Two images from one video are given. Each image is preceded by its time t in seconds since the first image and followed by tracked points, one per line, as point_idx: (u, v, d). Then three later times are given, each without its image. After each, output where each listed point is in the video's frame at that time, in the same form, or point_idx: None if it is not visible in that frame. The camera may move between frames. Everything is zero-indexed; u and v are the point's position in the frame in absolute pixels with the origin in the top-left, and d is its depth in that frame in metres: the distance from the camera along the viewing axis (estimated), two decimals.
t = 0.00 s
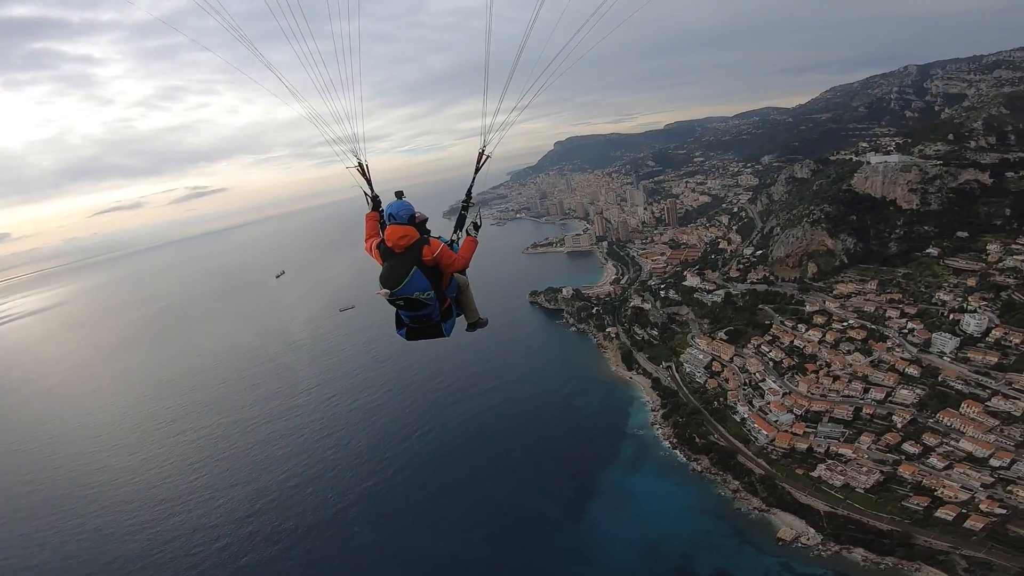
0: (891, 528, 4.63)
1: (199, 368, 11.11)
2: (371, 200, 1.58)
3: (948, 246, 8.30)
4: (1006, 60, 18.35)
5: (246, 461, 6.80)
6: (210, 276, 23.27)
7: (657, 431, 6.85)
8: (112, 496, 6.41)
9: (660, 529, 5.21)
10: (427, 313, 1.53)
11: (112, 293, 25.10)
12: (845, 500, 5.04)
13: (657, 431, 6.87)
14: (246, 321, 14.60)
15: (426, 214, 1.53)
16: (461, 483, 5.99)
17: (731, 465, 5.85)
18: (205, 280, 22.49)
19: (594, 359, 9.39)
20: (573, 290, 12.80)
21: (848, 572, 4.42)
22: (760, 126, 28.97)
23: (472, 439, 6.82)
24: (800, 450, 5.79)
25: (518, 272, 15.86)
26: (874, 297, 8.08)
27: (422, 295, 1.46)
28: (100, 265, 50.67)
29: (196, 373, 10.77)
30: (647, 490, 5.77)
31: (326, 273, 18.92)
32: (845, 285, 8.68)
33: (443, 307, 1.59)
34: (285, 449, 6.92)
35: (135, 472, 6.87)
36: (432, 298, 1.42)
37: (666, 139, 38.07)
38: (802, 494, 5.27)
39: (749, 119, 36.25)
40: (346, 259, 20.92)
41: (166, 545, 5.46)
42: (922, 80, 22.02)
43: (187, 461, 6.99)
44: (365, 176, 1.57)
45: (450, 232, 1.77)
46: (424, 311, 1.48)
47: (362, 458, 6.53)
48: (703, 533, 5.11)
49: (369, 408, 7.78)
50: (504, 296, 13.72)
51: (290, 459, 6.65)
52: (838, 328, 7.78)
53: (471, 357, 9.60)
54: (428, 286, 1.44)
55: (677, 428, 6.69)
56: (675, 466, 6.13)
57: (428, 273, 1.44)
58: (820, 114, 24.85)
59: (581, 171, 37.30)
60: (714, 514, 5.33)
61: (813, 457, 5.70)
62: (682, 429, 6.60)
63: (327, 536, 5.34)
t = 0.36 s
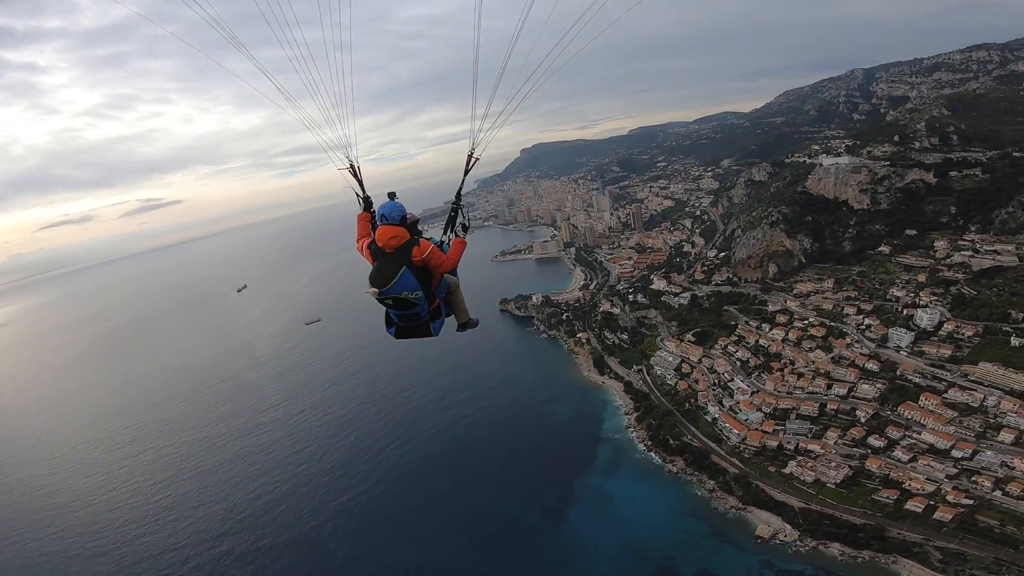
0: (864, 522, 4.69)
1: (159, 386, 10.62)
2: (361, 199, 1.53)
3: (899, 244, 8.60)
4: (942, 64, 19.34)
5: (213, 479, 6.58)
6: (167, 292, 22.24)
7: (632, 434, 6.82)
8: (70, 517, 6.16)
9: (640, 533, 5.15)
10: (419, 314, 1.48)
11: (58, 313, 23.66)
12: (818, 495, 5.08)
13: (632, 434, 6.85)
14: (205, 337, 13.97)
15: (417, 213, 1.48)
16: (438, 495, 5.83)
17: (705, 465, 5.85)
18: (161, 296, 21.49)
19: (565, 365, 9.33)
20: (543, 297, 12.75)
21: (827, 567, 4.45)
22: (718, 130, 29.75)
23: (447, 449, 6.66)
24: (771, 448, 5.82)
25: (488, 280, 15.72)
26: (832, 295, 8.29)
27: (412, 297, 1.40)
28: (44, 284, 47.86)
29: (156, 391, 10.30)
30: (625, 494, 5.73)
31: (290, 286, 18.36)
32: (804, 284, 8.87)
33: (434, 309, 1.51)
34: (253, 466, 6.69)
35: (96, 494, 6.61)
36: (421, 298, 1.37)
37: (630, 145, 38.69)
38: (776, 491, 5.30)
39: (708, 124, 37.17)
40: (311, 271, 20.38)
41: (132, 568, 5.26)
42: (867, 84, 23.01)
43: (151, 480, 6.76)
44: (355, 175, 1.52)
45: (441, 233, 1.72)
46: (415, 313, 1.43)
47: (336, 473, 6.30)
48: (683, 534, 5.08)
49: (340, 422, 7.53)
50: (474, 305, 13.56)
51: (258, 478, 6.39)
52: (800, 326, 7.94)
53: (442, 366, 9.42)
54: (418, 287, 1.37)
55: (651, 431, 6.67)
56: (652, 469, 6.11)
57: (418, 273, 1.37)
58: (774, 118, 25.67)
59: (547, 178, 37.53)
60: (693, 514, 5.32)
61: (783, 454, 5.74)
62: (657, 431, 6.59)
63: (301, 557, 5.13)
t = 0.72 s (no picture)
0: (850, 521, 4.69)
1: (133, 401, 10.28)
2: (366, 203, 1.59)
3: (870, 244, 8.76)
4: (905, 68, 19.90)
5: (192, 494, 6.37)
6: (137, 307, 21.53)
7: (617, 440, 6.78)
8: (42, 535, 5.95)
9: (629, 539, 5.09)
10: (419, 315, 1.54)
11: (20, 331, 22.66)
12: (803, 495, 5.08)
13: (617, 440, 6.81)
14: (179, 352, 13.54)
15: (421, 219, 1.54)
16: (424, 505, 5.70)
17: (691, 468, 5.82)
18: (131, 311, 20.80)
19: (548, 372, 9.25)
20: (524, 304, 12.68)
21: (817, 567, 4.44)
22: (693, 136, 30.17)
23: (432, 459, 6.53)
24: (755, 449, 5.81)
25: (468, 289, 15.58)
26: (807, 296, 8.38)
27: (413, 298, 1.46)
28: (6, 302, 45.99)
29: (130, 407, 9.96)
30: (613, 500, 5.67)
31: (266, 298, 17.95)
32: (779, 286, 8.95)
33: (435, 310, 1.58)
34: (234, 481, 6.49)
35: (70, 511, 6.39)
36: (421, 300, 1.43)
37: (607, 152, 39.01)
38: (761, 492, 5.28)
39: (683, 129, 37.64)
40: (289, 283, 20.01)
41: None
42: (834, 88, 23.56)
43: (128, 496, 6.56)
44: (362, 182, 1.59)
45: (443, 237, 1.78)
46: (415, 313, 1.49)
47: (320, 486, 6.14)
48: (672, 537, 5.05)
49: (322, 434, 7.36)
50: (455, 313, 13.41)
51: (238, 494, 6.19)
52: (778, 328, 7.99)
53: (425, 375, 9.27)
54: (420, 289, 1.44)
55: (636, 435, 6.63)
56: (638, 473, 6.08)
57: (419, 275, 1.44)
58: (747, 123, 26.12)
59: (527, 185, 37.58)
60: (681, 517, 5.30)
61: (767, 455, 5.73)
62: (642, 435, 6.56)
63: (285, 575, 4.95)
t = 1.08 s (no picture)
0: (832, 516, 4.72)
1: (104, 412, 9.95)
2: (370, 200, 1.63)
3: (841, 242, 8.92)
4: (871, 68, 20.38)
5: (170, 505, 6.19)
6: (105, 315, 20.80)
7: (601, 440, 6.76)
8: (12, 547, 5.75)
9: (616, 540, 5.06)
10: (424, 308, 1.57)
11: None
12: (785, 492, 5.10)
13: (601, 440, 6.79)
14: (150, 361, 13.09)
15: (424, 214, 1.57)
16: (408, 511, 5.60)
17: (675, 467, 5.82)
18: (98, 320, 20.07)
19: (530, 375, 9.19)
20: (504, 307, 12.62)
21: (802, 563, 4.46)
22: (669, 136, 30.49)
23: (414, 465, 6.42)
24: (737, 447, 5.84)
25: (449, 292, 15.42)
26: (782, 294, 8.49)
27: (418, 293, 1.50)
28: None
29: (101, 418, 9.65)
30: (598, 501, 5.64)
31: (241, 305, 17.52)
32: (755, 285, 9.04)
33: (440, 305, 1.62)
34: (213, 491, 6.32)
35: (42, 523, 6.19)
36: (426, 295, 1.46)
37: (585, 153, 39.17)
38: (744, 490, 5.29)
39: (659, 130, 38.04)
40: (264, 289, 19.58)
41: None
42: (804, 89, 24.02)
43: (103, 507, 6.37)
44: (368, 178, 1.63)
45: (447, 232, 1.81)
46: (420, 307, 1.53)
47: (301, 495, 5.99)
48: (658, 536, 5.05)
49: (302, 442, 7.19)
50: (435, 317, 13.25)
51: (216, 505, 6.02)
52: (755, 326, 8.06)
53: (405, 380, 9.13)
54: (425, 283, 1.48)
55: (619, 435, 6.62)
56: (622, 473, 6.07)
57: (424, 270, 1.49)
58: (721, 123, 26.49)
59: (505, 187, 37.51)
60: (666, 515, 5.31)
61: (748, 453, 5.76)
62: (626, 435, 6.54)
63: None
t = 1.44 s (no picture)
0: (812, 515, 4.71)
1: (69, 425, 9.56)
2: (371, 198, 1.60)
3: (811, 243, 9.07)
4: (837, 72, 20.90)
5: (142, 519, 5.97)
6: (68, 327, 19.98)
7: (582, 444, 6.70)
8: None
9: (600, 544, 4.99)
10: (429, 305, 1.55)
11: None
12: (765, 492, 5.09)
13: (582, 444, 6.72)
14: (116, 373, 12.60)
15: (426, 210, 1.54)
16: (388, 520, 5.45)
17: (656, 470, 5.78)
18: (61, 332, 19.26)
19: (509, 380, 9.10)
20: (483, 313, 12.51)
21: (785, 563, 4.45)
22: (644, 141, 30.83)
23: (393, 474, 6.25)
24: (716, 448, 5.83)
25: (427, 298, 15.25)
26: (756, 296, 8.57)
27: (424, 289, 1.47)
28: None
29: (66, 431, 9.26)
30: (580, 505, 5.56)
31: (214, 315, 17.03)
32: (730, 287, 9.12)
33: (445, 300, 1.59)
34: (186, 503, 6.10)
35: (8, 536, 5.95)
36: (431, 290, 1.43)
37: (561, 158, 39.36)
38: (726, 490, 5.27)
39: (634, 135, 38.48)
40: (236, 298, 19.07)
41: None
42: (774, 93, 24.53)
43: (72, 520, 6.14)
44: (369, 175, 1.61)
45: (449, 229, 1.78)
46: (426, 304, 1.50)
47: (276, 508, 5.78)
48: (642, 540, 4.99)
49: (277, 452, 6.99)
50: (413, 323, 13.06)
51: (191, 518, 5.81)
52: (730, 327, 8.11)
53: (383, 388, 8.94)
54: (430, 279, 1.45)
55: (600, 439, 6.56)
56: (604, 477, 6.00)
57: (429, 266, 1.45)
58: (693, 127, 26.88)
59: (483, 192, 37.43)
60: (649, 518, 5.26)
61: (728, 454, 5.75)
62: (607, 439, 6.49)
63: None
